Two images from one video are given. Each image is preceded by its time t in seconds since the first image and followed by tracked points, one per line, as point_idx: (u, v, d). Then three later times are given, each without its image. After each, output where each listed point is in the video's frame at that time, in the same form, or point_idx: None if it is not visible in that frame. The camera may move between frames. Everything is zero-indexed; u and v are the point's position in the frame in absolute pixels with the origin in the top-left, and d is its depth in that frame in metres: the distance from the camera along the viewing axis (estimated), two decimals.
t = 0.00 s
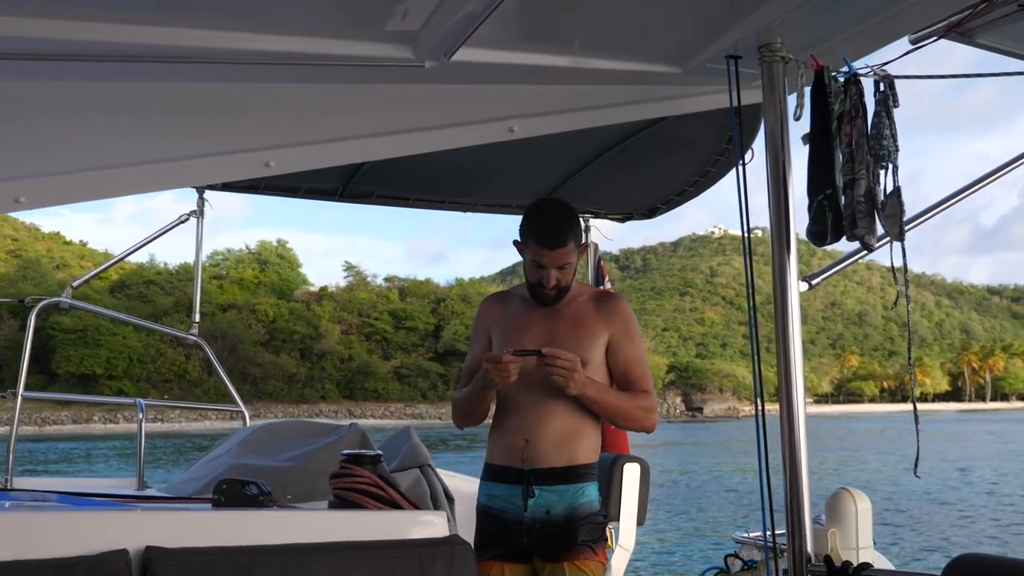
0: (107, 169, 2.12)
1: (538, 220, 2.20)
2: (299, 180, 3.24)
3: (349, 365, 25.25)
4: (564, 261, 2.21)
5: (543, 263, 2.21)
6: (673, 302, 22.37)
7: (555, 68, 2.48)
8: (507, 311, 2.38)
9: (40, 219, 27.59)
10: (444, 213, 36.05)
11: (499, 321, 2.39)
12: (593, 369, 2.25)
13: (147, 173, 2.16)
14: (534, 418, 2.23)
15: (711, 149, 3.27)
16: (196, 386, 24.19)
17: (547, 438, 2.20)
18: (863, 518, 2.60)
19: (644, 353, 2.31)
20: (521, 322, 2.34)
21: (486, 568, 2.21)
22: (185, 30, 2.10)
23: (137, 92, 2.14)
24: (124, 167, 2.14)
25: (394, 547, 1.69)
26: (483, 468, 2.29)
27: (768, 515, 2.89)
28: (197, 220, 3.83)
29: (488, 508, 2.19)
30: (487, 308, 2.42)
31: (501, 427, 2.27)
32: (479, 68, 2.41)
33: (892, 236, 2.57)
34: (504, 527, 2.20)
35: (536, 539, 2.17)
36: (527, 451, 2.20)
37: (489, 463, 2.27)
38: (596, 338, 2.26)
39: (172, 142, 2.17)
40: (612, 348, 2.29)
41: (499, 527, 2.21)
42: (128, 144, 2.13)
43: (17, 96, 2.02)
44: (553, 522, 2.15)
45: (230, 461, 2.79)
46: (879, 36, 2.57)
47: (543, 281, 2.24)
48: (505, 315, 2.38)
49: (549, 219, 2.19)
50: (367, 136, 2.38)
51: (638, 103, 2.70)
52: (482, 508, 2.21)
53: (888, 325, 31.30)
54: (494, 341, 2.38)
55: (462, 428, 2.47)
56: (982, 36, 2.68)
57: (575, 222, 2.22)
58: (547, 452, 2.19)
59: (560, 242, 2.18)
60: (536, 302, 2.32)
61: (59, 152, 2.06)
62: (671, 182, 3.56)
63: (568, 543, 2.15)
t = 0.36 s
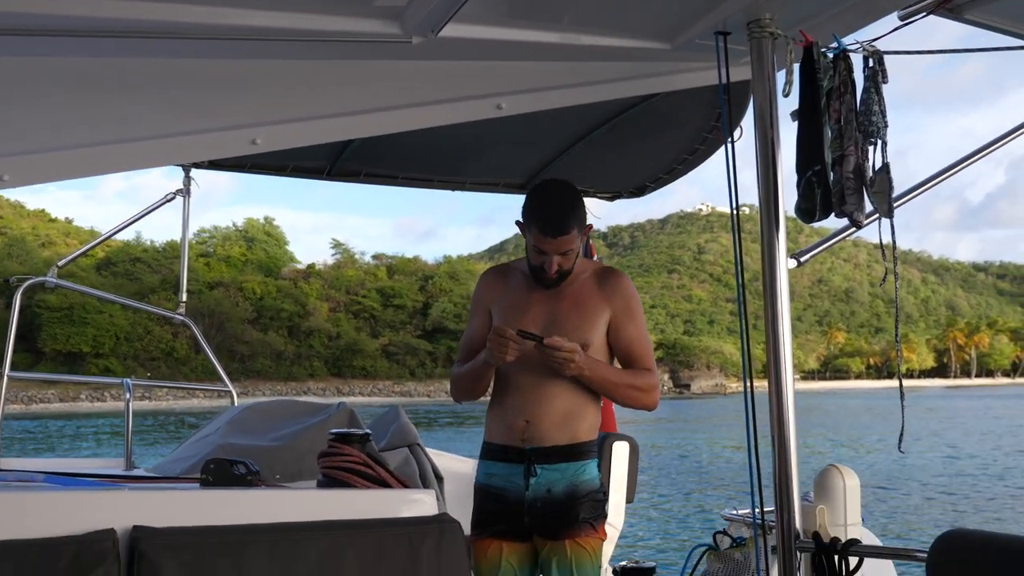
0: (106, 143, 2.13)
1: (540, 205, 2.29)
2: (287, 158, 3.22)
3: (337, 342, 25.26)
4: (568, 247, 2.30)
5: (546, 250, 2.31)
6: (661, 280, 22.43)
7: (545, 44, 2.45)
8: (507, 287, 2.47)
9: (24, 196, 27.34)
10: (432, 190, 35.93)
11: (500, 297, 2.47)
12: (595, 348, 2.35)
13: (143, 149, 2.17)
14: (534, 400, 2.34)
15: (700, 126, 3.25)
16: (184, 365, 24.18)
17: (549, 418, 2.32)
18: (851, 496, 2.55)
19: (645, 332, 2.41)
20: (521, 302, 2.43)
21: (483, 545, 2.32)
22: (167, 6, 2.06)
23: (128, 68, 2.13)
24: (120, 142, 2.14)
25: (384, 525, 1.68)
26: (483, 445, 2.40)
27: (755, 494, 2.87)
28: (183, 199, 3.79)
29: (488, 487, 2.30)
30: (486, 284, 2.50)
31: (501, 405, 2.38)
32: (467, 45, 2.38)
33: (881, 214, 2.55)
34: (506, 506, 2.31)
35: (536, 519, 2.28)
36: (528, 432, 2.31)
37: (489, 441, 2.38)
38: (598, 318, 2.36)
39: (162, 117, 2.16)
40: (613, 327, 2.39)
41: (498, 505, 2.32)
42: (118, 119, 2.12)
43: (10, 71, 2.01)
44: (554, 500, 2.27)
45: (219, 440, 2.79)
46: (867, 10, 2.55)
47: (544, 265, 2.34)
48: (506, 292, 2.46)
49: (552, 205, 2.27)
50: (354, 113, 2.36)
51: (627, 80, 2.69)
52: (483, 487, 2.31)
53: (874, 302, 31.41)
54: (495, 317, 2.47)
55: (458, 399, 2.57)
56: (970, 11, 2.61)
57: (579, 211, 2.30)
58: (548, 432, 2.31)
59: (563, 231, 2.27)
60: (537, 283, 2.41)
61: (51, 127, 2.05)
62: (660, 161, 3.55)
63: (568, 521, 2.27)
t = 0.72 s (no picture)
0: (106, 137, 2.17)
1: (557, 217, 2.25)
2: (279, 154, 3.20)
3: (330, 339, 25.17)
4: (578, 271, 2.29)
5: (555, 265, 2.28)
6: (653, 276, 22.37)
7: (537, 39, 2.45)
8: (512, 280, 2.49)
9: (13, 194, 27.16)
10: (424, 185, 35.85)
11: (505, 287, 2.49)
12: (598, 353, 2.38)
13: (142, 144, 2.20)
14: (533, 398, 2.34)
15: (693, 121, 3.25)
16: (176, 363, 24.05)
17: (547, 416, 2.32)
18: (845, 489, 2.58)
19: (649, 336, 2.43)
20: (526, 302, 2.44)
21: (480, 540, 2.32)
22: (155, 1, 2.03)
23: (128, 66, 2.11)
24: (123, 135, 2.18)
25: (379, 522, 1.68)
26: (479, 439, 2.40)
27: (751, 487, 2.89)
28: (176, 195, 3.78)
29: (484, 479, 2.30)
30: (492, 273, 2.52)
31: (499, 397, 2.38)
32: (458, 39, 2.37)
33: (875, 206, 2.56)
34: (501, 500, 2.31)
35: (532, 512, 2.28)
36: (524, 428, 2.31)
37: (485, 435, 2.38)
38: (603, 323, 2.39)
39: (162, 113, 2.19)
40: (617, 331, 2.41)
41: (494, 500, 2.32)
42: (120, 116, 2.15)
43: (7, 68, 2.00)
44: (549, 495, 2.28)
45: (213, 437, 2.78)
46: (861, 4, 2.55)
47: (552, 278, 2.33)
48: (511, 285, 2.48)
49: (570, 223, 2.23)
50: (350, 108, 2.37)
51: (620, 74, 2.68)
52: (478, 479, 2.32)
53: (865, 296, 31.46)
54: (499, 308, 2.50)
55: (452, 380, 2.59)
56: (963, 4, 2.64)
57: (591, 228, 2.26)
58: (545, 429, 2.31)
59: (574, 250, 2.23)
60: (543, 285, 2.43)
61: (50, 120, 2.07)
62: (653, 155, 3.55)
63: (563, 517, 2.27)
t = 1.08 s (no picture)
0: (98, 140, 2.11)
1: (567, 219, 2.26)
2: (275, 157, 3.20)
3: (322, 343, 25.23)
4: (585, 274, 2.30)
5: (563, 268, 2.28)
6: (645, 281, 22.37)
7: (533, 41, 2.46)
8: (514, 278, 2.51)
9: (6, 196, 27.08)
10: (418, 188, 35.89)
11: (506, 284, 2.51)
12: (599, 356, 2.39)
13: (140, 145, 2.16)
14: (527, 400, 2.34)
15: (688, 124, 3.27)
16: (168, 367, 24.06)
17: (542, 417, 2.32)
18: (839, 492, 2.57)
19: (650, 342, 2.44)
20: (528, 302, 2.45)
21: (472, 541, 2.32)
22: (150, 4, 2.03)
23: (127, 67, 2.12)
24: (114, 138, 2.13)
25: (374, 524, 1.68)
26: (474, 439, 2.41)
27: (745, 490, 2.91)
28: (172, 196, 3.78)
29: (477, 480, 2.31)
30: (495, 269, 2.54)
31: (495, 396, 2.39)
32: (454, 42, 2.37)
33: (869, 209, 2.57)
34: (493, 502, 2.31)
35: (525, 514, 2.29)
36: (519, 429, 2.32)
37: (480, 436, 2.39)
38: (605, 325, 2.40)
39: (158, 114, 2.16)
40: (618, 334, 2.42)
41: (486, 500, 2.33)
42: (117, 118, 2.12)
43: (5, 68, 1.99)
44: (542, 497, 2.29)
45: (208, 437, 2.78)
46: (857, 8, 2.55)
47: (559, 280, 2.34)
48: (513, 282, 2.50)
49: (580, 225, 2.24)
50: (346, 110, 2.37)
51: (616, 77, 2.70)
52: (472, 479, 2.32)
53: (857, 300, 31.55)
54: (500, 304, 2.51)
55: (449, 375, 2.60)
56: (956, 9, 2.60)
57: (600, 233, 2.27)
58: (540, 429, 2.32)
59: (584, 254, 2.24)
60: (548, 287, 2.43)
61: (45, 123, 2.04)
62: (648, 158, 3.56)
63: (555, 520, 2.28)
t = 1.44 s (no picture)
0: (101, 145, 2.20)
1: (571, 224, 2.26)
2: (275, 163, 3.21)
3: (322, 351, 25.17)
4: (591, 278, 2.30)
5: (567, 273, 2.29)
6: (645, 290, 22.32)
7: (535, 49, 2.46)
8: (517, 284, 2.51)
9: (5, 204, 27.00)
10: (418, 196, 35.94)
11: (510, 290, 2.52)
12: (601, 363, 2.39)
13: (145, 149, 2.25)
14: (530, 406, 2.34)
15: (689, 131, 3.27)
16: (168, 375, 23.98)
17: (544, 423, 2.32)
18: (839, 500, 2.55)
19: (653, 350, 2.44)
20: (532, 307, 2.46)
21: (473, 546, 2.33)
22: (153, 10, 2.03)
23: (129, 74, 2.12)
24: (104, 144, 2.20)
25: (374, 529, 1.68)
26: (476, 445, 2.41)
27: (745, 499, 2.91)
28: (172, 203, 3.79)
29: (479, 486, 2.31)
30: (499, 274, 2.54)
31: (498, 401, 2.39)
32: (455, 50, 2.38)
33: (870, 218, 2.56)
34: (495, 508, 2.31)
35: (528, 520, 2.28)
36: (521, 436, 2.32)
37: (483, 441, 2.39)
38: (607, 331, 2.40)
39: (156, 119, 2.21)
40: (621, 341, 2.43)
41: (488, 507, 2.32)
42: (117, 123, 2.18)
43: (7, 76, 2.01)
44: (545, 503, 2.28)
45: (208, 444, 2.77)
46: (856, 16, 2.56)
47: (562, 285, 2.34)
48: (516, 288, 2.50)
49: (584, 231, 2.24)
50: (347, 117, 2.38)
51: (617, 85, 2.72)
52: (474, 485, 2.32)
53: (856, 309, 31.47)
54: (503, 310, 2.52)
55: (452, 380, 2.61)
56: (956, 18, 2.60)
57: (604, 240, 2.27)
58: (543, 435, 2.31)
59: (589, 259, 2.24)
60: (552, 292, 2.44)
61: (46, 127, 2.10)
62: (648, 166, 3.57)
63: (557, 525, 2.27)
